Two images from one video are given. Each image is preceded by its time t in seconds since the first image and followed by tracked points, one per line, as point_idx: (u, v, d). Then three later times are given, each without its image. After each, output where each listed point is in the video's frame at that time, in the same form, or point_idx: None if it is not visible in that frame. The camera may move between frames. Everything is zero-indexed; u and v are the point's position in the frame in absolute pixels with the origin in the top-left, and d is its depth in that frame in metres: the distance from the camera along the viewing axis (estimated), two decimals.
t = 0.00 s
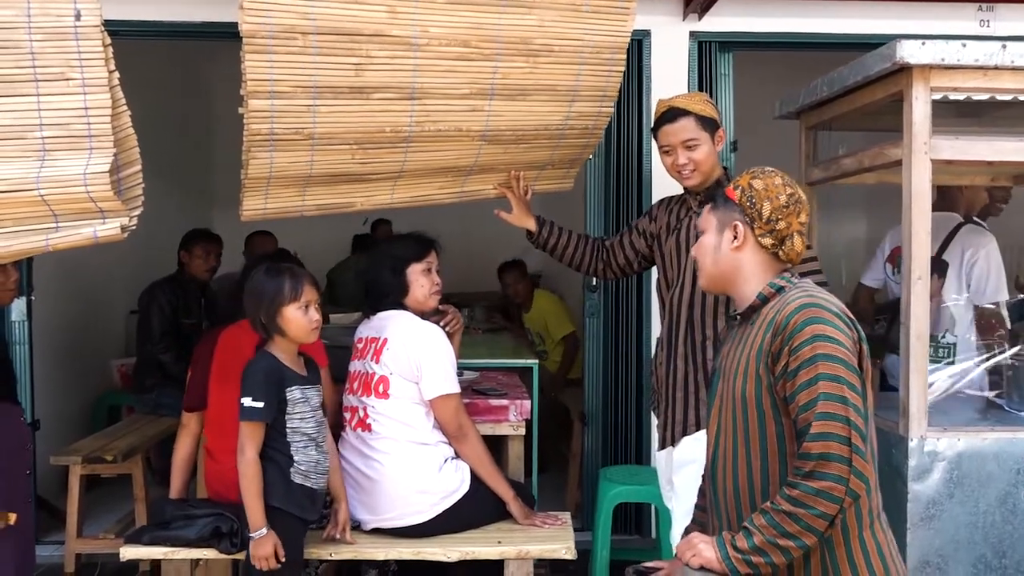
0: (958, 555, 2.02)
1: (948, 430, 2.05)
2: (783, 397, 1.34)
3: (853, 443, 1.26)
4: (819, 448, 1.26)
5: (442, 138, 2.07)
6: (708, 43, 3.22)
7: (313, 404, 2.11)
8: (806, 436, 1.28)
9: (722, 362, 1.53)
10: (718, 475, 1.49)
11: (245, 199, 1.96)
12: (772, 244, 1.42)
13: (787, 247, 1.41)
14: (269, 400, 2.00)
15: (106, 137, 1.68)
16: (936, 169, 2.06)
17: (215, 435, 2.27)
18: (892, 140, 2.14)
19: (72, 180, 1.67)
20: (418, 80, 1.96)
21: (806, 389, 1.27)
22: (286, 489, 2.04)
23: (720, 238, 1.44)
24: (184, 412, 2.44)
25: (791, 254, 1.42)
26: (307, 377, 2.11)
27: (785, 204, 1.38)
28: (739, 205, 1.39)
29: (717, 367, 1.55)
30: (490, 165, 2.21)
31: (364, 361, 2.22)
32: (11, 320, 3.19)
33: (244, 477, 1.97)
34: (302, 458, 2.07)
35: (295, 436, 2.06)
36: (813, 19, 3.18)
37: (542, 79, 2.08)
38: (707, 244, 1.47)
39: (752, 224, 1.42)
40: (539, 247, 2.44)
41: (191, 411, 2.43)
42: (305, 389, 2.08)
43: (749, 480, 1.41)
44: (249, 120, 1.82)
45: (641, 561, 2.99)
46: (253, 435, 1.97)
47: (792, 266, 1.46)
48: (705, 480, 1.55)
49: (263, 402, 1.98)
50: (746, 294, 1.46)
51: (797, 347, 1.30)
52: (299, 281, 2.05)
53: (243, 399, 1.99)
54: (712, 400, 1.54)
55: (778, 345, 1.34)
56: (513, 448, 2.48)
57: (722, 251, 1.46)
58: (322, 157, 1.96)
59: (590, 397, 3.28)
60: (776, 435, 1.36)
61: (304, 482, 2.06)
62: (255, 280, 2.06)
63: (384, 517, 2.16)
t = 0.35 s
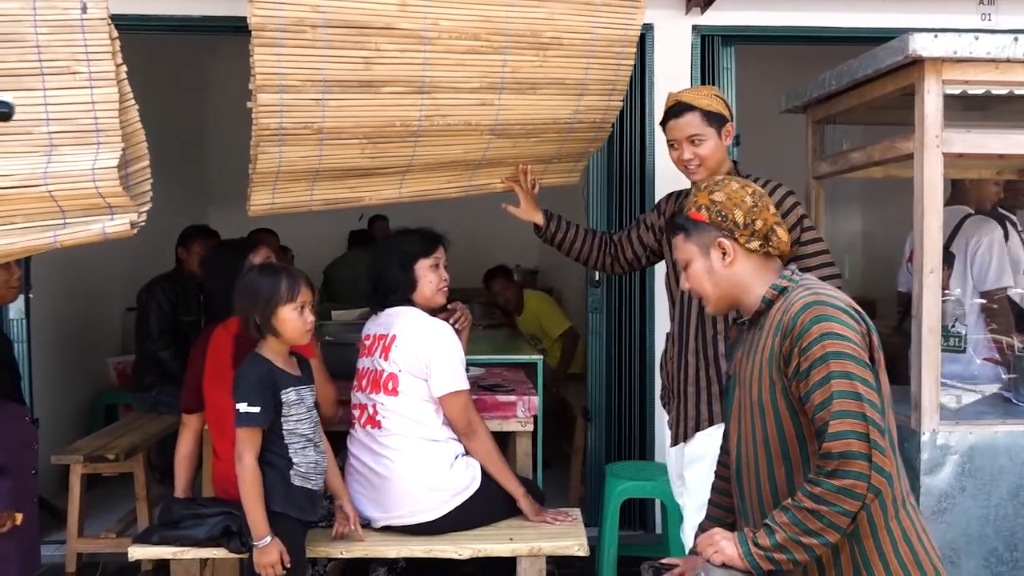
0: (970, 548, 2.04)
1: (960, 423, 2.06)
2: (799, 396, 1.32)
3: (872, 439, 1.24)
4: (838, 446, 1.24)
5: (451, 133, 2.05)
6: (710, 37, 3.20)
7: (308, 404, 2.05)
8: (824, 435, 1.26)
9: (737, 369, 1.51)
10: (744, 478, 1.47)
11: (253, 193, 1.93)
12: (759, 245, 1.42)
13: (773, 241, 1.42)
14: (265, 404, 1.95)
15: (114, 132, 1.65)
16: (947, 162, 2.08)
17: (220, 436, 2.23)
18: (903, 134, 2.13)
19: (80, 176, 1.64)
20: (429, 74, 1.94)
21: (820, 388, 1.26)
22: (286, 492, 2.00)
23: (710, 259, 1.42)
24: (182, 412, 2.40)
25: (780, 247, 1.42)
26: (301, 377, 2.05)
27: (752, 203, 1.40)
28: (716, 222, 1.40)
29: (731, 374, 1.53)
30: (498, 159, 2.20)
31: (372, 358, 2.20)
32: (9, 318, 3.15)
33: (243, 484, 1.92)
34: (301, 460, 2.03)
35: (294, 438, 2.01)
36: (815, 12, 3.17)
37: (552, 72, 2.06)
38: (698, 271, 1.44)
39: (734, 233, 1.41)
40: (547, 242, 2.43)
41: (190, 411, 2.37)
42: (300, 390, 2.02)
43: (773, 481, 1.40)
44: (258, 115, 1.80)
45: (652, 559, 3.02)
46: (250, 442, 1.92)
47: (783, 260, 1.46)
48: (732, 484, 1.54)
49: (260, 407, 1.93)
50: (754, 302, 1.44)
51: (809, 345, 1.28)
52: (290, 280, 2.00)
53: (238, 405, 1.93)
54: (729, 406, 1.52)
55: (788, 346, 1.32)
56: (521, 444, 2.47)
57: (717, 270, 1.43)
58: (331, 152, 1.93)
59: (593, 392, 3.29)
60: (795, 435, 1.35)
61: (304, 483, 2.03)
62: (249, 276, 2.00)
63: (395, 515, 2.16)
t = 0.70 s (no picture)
0: (976, 550, 2.06)
1: (966, 425, 2.07)
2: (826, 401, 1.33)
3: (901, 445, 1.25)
4: (866, 451, 1.24)
5: (457, 134, 2.03)
6: (709, 40, 3.20)
7: (308, 410, 2.03)
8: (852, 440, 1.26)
9: (755, 373, 1.50)
10: (763, 481, 1.47)
11: (260, 194, 1.93)
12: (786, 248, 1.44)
13: (796, 244, 1.44)
14: (268, 411, 1.93)
15: (118, 131, 1.63)
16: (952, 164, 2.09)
17: (219, 442, 2.20)
18: (908, 137, 2.15)
19: (84, 176, 1.62)
20: (435, 75, 1.93)
21: (850, 393, 1.26)
22: (290, 499, 1.97)
23: (756, 259, 1.40)
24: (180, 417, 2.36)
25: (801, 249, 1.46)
26: (299, 383, 2.03)
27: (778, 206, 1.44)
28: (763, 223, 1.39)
29: (751, 376, 1.53)
30: (504, 161, 2.19)
31: (376, 362, 2.18)
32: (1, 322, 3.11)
33: (246, 492, 1.90)
34: (304, 466, 2.01)
35: (295, 444, 1.99)
36: (813, 16, 3.18)
37: (558, 74, 2.05)
38: (739, 274, 1.40)
39: (771, 235, 1.41)
40: (552, 243, 2.45)
41: (188, 416, 2.33)
42: (301, 397, 2.00)
43: (796, 486, 1.39)
44: (265, 116, 1.79)
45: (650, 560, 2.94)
46: (253, 449, 1.90)
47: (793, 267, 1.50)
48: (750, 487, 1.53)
49: (263, 414, 1.91)
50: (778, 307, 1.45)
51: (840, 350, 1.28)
52: (291, 285, 1.98)
53: (240, 412, 1.91)
54: (748, 409, 1.52)
55: (819, 351, 1.33)
56: (524, 447, 2.48)
57: (755, 272, 1.41)
58: (339, 153, 1.93)
59: (592, 394, 3.27)
60: (822, 440, 1.35)
61: (306, 489, 2.01)
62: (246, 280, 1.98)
63: (400, 520, 2.14)
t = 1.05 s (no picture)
0: (962, 550, 2.07)
1: (952, 427, 2.09)
2: (849, 392, 1.37)
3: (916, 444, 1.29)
4: (885, 442, 1.27)
5: (447, 136, 2.02)
6: (693, 45, 3.21)
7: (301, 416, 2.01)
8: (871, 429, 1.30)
9: (762, 359, 1.52)
10: (763, 468, 1.48)
11: (249, 197, 1.91)
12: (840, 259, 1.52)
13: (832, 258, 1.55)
14: (259, 416, 1.90)
15: (105, 133, 1.59)
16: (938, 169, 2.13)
17: (208, 449, 2.15)
18: (895, 141, 2.18)
19: (70, 179, 1.59)
20: (426, 78, 1.91)
21: (876, 385, 1.30)
22: (281, 506, 1.95)
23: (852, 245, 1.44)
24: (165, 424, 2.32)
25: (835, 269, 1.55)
26: (293, 389, 2.01)
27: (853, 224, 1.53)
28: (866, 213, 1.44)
29: (757, 362, 1.53)
30: (494, 163, 2.19)
31: (361, 368, 2.16)
32: None
33: (237, 500, 1.88)
34: (295, 472, 1.97)
35: (285, 450, 1.96)
36: (796, 22, 3.20)
37: (548, 77, 2.04)
38: (835, 244, 1.42)
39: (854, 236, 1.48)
40: (542, 245, 2.46)
41: (172, 423, 2.29)
42: (293, 402, 1.97)
43: (801, 472, 1.42)
44: (255, 119, 1.77)
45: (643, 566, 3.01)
46: (245, 454, 1.88)
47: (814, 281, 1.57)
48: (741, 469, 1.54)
49: (255, 419, 1.88)
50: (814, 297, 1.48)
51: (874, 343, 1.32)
52: (272, 290, 1.96)
53: (230, 417, 1.88)
54: (750, 397, 1.52)
55: (852, 343, 1.37)
56: (512, 452, 2.47)
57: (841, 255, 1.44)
58: (329, 154, 1.92)
59: (576, 400, 3.25)
60: (837, 428, 1.38)
61: (296, 496, 1.97)
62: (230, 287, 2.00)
63: (390, 526, 2.11)
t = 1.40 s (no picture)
0: (932, 547, 2.11)
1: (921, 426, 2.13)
2: (863, 392, 1.41)
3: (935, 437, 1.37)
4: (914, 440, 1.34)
5: (423, 140, 2.02)
6: (663, 50, 3.24)
7: (278, 422, 1.98)
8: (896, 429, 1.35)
9: (756, 359, 1.52)
10: (773, 471, 1.49)
11: (222, 199, 1.88)
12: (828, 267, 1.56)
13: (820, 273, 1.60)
14: (237, 423, 1.87)
15: (78, 136, 1.57)
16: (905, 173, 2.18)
17: (179, 458, 2.12)
18: (864, 146, 2.23)
19: (41, 183, 1.55)
20: (403, 82, 1.91)
21: (896, 385, 1.36)
22: (259, 513, 1.93)
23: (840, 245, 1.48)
24: (133, 433, 2.28)
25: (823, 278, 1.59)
26: (270, 395, 1.99)
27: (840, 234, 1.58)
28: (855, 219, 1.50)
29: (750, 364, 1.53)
30: (470, 166, 2.19)
31: (332, 375, 2.15)
32: None
33: (215, 509, 1.85)
34: (273, 478, 1.96)
35: (264, 456, 1.94)
36: (763, 29, 3.25)
37: (524, 81, 2.05)
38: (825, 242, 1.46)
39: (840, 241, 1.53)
40: (519, 246, 2.51)
41: (142, 431, 2.24)
42: (271, 409, 1.95)
43: (820, 471, 1.45)
44: (229, 122, 1.75)
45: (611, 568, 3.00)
46: (223, 462, 1.85)
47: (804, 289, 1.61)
48: (744, 473, 1.54)
49: (233, 425, 1.86)
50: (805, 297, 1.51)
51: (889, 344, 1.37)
52: (250, 297, 1.93)
53: (207, 424, 1.86)
54: (744, 400, 1.53)
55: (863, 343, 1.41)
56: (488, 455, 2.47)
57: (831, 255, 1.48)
58: (304, 157, 1.90)
59: (550, 404, 3.27)
60: (851, 425, 1.42)
61: (275, 502, 1.96)
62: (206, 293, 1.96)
63: (369, 534, 2.10)
